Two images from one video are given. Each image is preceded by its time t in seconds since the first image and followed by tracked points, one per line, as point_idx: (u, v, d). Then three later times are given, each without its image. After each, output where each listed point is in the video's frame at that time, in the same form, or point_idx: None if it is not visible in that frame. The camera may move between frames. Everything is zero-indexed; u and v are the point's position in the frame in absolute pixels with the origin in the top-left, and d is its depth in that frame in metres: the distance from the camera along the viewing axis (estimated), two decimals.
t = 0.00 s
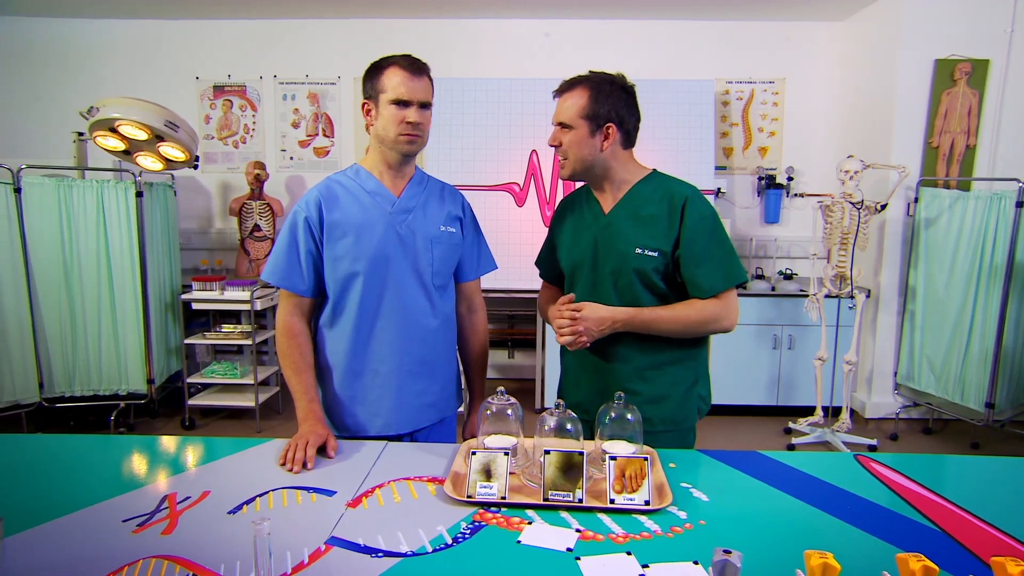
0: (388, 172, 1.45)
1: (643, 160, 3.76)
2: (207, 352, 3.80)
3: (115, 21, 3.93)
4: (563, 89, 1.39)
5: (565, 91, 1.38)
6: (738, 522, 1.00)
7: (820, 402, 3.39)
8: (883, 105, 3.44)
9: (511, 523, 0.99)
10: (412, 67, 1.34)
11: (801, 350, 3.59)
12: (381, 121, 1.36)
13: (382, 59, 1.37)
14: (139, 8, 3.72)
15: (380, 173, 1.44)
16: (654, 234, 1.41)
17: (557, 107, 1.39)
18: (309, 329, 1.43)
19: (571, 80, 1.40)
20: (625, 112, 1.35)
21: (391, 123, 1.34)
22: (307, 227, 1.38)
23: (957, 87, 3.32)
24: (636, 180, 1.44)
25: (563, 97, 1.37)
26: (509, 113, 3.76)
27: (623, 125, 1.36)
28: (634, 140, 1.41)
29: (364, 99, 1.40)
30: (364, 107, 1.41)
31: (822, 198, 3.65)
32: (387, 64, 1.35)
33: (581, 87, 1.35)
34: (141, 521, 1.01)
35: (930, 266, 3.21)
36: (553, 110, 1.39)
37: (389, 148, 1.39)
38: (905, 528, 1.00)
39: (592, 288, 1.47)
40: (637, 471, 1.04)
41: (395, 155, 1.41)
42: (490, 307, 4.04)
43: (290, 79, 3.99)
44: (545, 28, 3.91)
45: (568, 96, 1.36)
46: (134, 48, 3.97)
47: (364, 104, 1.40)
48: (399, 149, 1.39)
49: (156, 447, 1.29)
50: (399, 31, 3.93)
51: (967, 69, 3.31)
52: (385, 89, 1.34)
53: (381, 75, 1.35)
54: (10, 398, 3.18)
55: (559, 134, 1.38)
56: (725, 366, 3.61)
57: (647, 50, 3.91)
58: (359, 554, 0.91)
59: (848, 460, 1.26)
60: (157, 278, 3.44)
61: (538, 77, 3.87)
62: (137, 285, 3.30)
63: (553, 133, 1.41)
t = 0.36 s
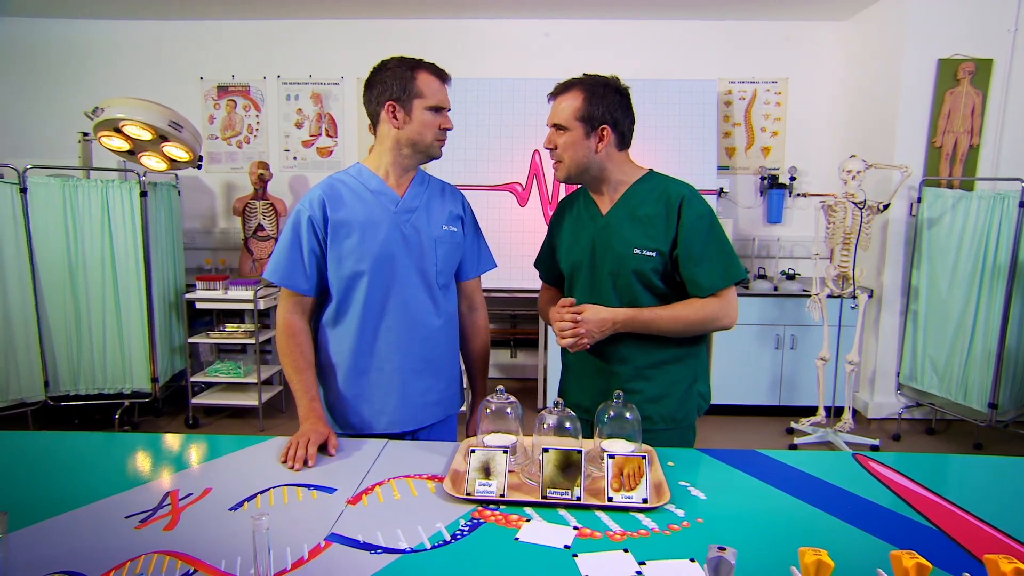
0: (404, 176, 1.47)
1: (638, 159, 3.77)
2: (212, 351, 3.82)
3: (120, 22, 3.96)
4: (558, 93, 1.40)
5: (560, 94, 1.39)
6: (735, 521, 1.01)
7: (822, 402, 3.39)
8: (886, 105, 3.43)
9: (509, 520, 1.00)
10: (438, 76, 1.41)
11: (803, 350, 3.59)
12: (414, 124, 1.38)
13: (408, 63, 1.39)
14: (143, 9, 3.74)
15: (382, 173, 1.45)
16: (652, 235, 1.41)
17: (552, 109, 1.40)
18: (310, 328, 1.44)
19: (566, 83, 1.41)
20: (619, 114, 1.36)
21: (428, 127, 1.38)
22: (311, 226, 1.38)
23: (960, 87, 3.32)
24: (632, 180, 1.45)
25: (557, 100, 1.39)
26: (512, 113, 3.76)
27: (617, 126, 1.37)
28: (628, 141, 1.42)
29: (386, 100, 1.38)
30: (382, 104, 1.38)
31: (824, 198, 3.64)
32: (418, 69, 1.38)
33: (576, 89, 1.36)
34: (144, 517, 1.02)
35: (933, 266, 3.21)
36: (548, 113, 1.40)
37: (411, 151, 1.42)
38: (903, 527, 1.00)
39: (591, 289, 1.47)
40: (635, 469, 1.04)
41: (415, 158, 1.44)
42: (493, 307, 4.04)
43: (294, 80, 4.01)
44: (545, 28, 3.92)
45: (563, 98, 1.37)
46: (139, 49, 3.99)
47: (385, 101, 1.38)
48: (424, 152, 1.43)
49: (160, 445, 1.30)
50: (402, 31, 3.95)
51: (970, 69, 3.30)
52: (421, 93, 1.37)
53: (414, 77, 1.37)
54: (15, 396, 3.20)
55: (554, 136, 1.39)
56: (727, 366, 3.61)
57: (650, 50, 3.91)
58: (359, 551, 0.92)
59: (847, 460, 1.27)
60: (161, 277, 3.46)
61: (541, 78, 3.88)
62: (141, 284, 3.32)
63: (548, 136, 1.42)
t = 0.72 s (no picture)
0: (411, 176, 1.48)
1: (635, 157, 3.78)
2: (216, 350, 3.84)
3: (126, 23, 3.98)
4: (559, 93, 1.41)
5: (561, 94, 1.40)
6: (733, 520, 1.01)
7: (825, 402, 3.39)
8: (889, 105, 3.43)
9: (508, 518, 1.01)
10: (444, 76, 1.41)
11: (807, 350, 3.58)
12: (421, 124, 1.38)
13: (413, 64, 1.39)
14: (148, 10, 3.76)
15: (386, 172, 1.46)
16: (652, 235, 1.42)
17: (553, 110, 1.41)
18: (314, 325, 1.44)
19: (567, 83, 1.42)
20: (621, 114, 1.37)
21: (435, 126, 1.39)
22: (316, 223, 1.39)
23: (964, 86, 3.31)
24: (632, 181, 1.46)
25: (559, 100, 1.40)
26: (515, 113, 3.77)
27: (618, 126, 1.37)
28: (629, 140, 1.43)
29: (393, 103, 1.39)
30: (388, 106, 1.39)
31: (827, 198, 3.63)
32: (423, 70, 1.38)
33: (577, 89, 1.37)
34: (147, 514, 1.03)
35: (937, 266, 3.20)
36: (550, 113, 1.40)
37: (419, 151, 1.43)
38: (901, 526, 1.01)
39: (592, 289, 1.48)
40: (634, 468, 1.05)
41: (423, 158, 1.45)
42: (496, 306, 4.05)
43: (298, 80, 4.03)
44: (545, 28, 3.92)
45: (564, 98, 1.38)
46: (144, 50, 4.02)
47: (392, 103, 1.39)
48: (431, 152, 1.44)
49: (164, 443, 1.31)
50: (406, 32, 3.96)
51: (974, 69, 3.30)
52: (428, 93, 1.37)
53: (420, 78, 1.37)
54: (21, 395, 3.21)
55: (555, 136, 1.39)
56: (730, 366, 3.61)
57: (653, 50, 3.91)
58: (359, 547, 0.92)
59: (847, 460, 1.27)
60: (166, 276, 3.48)
61: (544, 78, 3.89)
62: (146, 283, 3.34)
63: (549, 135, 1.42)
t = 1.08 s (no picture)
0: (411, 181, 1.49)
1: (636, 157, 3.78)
2: (220, 349, 3.86)
3: (130, 24, 4.00)
4: (571, 89, 1.35)
5: (575, 90, 1.34)
6: (731, 519, 1.02)
7: (828, 402, 3.38)
8: (893, 104, 3.42)
9: (507, 516, 1.01)
10: (449, 81, 1.41)
11: (809, 350, 3.58)
12: (422, 129, 1.39)
13: (419, 68, 1.40)
14: (152, 11, 3.78)
15: (388, 173, 1.47)
16: (652, 234, 1.43)
17: (571, 105, 1.34)
18: (316, 324, 1.45)
19: (575, 80, 1.37)
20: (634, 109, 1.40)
21: (437, 132, 1.40)
22: (319, 223, 1.40)
23: (968, 86, 3.29)
24: (633, 181, 1.47)
25: (576, 94, 1.34)
26: (518, 113, 3.77)
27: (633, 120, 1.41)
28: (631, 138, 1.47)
29: (396, 105, 1.39)
30: (392, 108, 1.40)
31: (830, 198, 3.63)
32: (428, 76, 1.39)
33: (601, 81, 1.33)
34: (150, 510, 1.04)
35: (940, 266, 3.20)
36: (573, 108, 1.33)
37: (421, 155, 1.43)
38: (899, 525, 1.01)
39: (592, 289, 1.48)
40: (633, 466, 1.05)
41: (422, 163, 1.46)
42: (498, 306, 4.06)
43: (302, 81, 4.04)
44: (544, 28, 3.93)
45: (586, 92, 1.32)
46: (148, 50, 4.04)
47: (395, 106, 1.39)
48: (430, 158, 1.44)
49: (168, 441, 1.32)
50: (408, 32, 3.97)
51: (978, 68, 3.28)
52: (432, 99, 1.38)
53: (424, 83, 1.38)
54: (27, 394, 3.26)
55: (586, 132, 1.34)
56: (732, 366, 3.61)
57: (655, 50, 3.91)
58: (359, 544, 0.93)
59: (846, 459, 1.27)
60: (170, 275, 3.49)
61: (547, 78, 3.89)
62: (150, 283, 3.34)
63: (572, 132, 1.35)
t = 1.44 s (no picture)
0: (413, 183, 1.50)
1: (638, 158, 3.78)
2: (224, 348, 3.88)
3: (135, 24, 4.03)
4: (601, 80, 1.35)
5: (606, 81, 1.34)
6: (729, 517, 1.02)
7: (830, 402, 3.38)
8: (896, 103, 3.41)
9: (507, 513, 1.02)
10: (451, 83, 1.42)
11: (812, 350, 3.57)
12: (425, 131, 1.40)
13: (422, 69, 1.41)
14: (157, 12, 3.80)
15: (392, 174, 1.47)
16: (662, 232, 1.43)
17: (604, 96, 1.34)
18: (318, 323, 1.46)
19: (599, 71, 1.37)
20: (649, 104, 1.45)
21: (439, 134, 1.40)
22: (321, 223, 1.41)
23: (972, 86, 3.29)
24: (644, 180, 1.47)
25: (608, 85, 1.34)
26: (521, 113, 3.77)
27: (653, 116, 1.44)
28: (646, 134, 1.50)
29: (399, 107, 1.40)
30: (394, 110, 1.41)
31: (833, 198, 3.62)
32: (431, 77, 1.40)
33: (631, 75, 1.35)
34: (153, 507, 1.05)
35: (943, 266, 3.19)
36: (608, 100, 1.33)
37: (425, 156, 1.43)
38: (897, 524, 1.01)
39: (595, 282, 1.47)
40: (632, 465, 1.06)
41: (425, 164, 1.46)
42: (501, 305, 4.07)
43: (306, 81, 4.06)
44: (544, 28, 3.94)
45: (620, 83, 1.33)
46: (153, 51, 4.06)
47: (398, 108, 1.40)
48: (433, 159, 1.44)
49: (171, 439, 1.33)
50: (412, 33, 3.98)
51: (982, 68, 3.27)
52: (433, 100, 1.39)
53: (426, 84, 1.38)
54: (33, 391, 3.27)
55: (621, 123, 1.34)
56: (735, 365, 3.61)
57: (659, 50, 3.92)
58: (359, 541, 0.94)
59: (845, 458, 1.28)
60: (175, 275, 3.51)
61: (550, 78, 3.90)
62: (155, 283, 3.37)
63: (604, 123, 1.35)
